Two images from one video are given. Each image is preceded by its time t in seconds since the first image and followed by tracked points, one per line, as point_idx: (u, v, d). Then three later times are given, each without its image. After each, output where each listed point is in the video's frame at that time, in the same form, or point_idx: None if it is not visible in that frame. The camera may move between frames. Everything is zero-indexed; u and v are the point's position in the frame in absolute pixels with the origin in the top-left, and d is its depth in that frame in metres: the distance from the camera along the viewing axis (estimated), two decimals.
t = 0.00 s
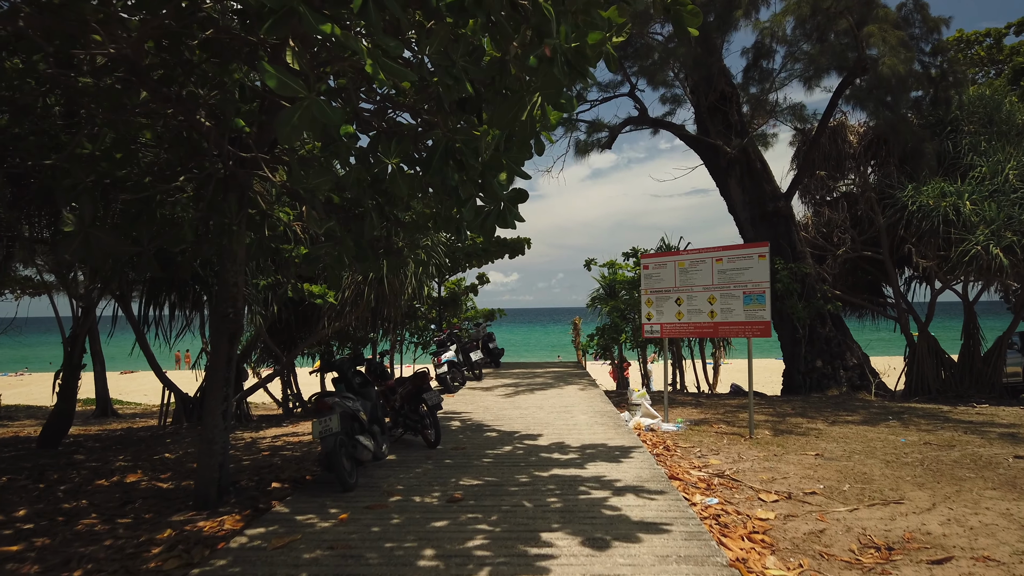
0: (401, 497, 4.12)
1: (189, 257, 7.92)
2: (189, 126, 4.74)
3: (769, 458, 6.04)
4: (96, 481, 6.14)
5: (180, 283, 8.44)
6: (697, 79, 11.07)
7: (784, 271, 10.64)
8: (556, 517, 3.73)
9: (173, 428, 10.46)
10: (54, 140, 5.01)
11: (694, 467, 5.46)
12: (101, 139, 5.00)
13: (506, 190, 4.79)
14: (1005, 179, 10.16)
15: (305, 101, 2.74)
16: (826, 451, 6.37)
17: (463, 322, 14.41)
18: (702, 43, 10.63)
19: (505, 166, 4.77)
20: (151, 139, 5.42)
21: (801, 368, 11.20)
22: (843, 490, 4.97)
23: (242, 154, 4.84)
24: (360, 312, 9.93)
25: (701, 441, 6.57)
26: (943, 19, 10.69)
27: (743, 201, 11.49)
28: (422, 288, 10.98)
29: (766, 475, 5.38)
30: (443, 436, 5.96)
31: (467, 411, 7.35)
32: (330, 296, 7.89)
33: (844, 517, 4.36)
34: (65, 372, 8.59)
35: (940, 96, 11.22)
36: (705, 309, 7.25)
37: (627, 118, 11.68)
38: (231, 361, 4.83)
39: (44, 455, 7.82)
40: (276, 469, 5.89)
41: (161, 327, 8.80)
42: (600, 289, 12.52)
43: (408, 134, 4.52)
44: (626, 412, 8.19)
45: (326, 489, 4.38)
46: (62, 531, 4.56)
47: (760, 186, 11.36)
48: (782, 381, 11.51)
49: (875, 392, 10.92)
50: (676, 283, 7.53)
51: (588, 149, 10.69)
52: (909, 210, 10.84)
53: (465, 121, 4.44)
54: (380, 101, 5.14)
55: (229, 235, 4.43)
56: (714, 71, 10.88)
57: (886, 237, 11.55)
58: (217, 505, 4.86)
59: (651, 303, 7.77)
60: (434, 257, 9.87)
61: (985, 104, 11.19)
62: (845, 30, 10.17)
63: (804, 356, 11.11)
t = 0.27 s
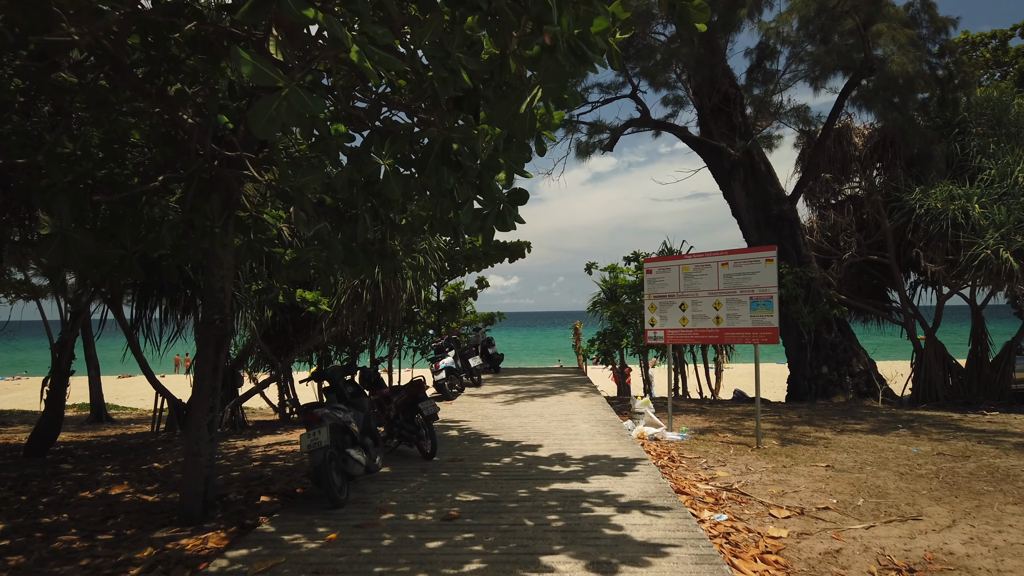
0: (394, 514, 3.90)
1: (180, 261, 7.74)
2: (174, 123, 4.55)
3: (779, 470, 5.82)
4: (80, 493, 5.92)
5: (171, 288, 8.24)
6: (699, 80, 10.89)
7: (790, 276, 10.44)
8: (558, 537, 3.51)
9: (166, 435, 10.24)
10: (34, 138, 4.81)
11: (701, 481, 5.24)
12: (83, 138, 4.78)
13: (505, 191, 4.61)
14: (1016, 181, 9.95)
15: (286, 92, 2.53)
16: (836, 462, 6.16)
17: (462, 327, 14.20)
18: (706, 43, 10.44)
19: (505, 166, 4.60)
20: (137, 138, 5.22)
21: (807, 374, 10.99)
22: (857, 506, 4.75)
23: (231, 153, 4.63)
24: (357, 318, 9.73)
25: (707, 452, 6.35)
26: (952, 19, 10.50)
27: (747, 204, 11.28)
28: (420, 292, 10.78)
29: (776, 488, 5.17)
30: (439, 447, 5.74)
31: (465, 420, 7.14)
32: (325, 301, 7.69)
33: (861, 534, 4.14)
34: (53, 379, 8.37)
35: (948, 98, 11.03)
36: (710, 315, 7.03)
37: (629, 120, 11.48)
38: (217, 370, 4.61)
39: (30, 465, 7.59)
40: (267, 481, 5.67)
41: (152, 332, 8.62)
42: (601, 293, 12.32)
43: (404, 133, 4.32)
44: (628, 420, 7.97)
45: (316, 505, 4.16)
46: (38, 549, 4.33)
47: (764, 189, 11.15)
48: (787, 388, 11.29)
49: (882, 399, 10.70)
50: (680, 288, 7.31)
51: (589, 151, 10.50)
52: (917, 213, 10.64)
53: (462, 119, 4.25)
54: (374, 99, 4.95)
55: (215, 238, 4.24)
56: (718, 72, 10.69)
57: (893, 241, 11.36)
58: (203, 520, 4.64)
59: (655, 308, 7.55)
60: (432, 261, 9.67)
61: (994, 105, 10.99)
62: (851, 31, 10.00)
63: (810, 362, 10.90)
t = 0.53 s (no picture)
0: (386, 527, 3.67)
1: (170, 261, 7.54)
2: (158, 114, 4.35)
3: (788, 477, 5.60)
4: (61, 502, 5.68)
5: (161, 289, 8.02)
6: (702, 78, 10.68)
7: (795, 278, 10.22)
8: (559, 552, 3.28)
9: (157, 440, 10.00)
10: (12, 131, 4.60)
11: (708, 489, 5.01)
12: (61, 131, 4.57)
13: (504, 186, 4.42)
14: None
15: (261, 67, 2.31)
16: (847, 469, 5.93)
17: (461, 330, 13.98)
18: (710, 40, 10.24)
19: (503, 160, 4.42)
20: (120, 131, 5.01)
21: (812, 378, 10.76)
22: (873, 516, 4.52)
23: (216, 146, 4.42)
24: (353, 320, 9.51)
25: (713, 459, 6.12)
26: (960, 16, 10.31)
27: (751, 205, 11.06)
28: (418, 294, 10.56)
29: (786, 498, 4.94)
30: (435, 454, 5.51)
31: (463, 425, 6.91)
32: (319, 303, 7.48)
33: (879, 548, 3.91)
34: (40, 382, 8.13)
35: (955, 96, 10.83)
36: (716, 317, 6.82)
37: (631, 119, 11.28)
38: (201, 373, 4.39)
39: (14, 471, 7.36)
40: (255, 490, 5.44)
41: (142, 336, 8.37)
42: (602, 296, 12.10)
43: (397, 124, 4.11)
44: (631, 425, 7.74)
45: (303, 516, 3.94)
46: (9, 562, 4.10)
47: (769, 189, 10.93)
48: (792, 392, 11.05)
49: (890, 404, 10.47)
50: (684, 289, 7.10)
51: (591, 151, 10.29)
52: (924, 214, 10.44)
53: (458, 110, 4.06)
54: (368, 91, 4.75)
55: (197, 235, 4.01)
56: (721, 70, 10.49)
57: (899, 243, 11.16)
58: (185, 532, 4.41)
59: (658, 310, 7.33)
60: (430, 262, 9.46)
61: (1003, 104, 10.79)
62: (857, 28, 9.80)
63: (816, 366, 10.67)
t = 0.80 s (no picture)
0: (380, 546, 3.46)
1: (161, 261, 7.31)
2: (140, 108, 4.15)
3: (801, 489, 5.38)
4: (45, 513, 5.47)
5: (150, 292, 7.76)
6: (708, 76, 10.47)
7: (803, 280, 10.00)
8: None
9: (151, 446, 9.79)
10: None
11: (719, 502, 4.80)
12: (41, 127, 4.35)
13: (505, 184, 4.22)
14: None
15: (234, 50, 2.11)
16: (862, 480, 5.71)
17: (461, 333, 13.77)
18: (715, 37, 10.03)
19: (504, 157, 4.22)
20: (105, 128, 4.79)
21: (820, 382, 10.56)
22: (892, 532, 4.31)
23: (202, 143, 4.20)
24: (351, 323, 9.31)
25: (723, 469, 5.90)
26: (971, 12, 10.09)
27: (758, 206, 10.83)
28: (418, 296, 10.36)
29: (801, 511, 4.73)
30: (434, 464, 5.30)
31: (463, 432, 6.70)
32: (315, 306, 7.27)
33: (903, 567, 3.70)
34: (30, 386, 7.92)
35: (966, 95, 10.61)
36: (724, 321, 6.61)
37: (635, 118, 11.07)
38: (186, 380, 4.18)
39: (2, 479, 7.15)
40: (247, 501, 5.24)
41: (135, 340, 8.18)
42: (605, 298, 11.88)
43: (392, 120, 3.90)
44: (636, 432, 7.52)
45: (293, 534, 3.73)
46: None
47: (776, 189, 10.72)
48: (800, 396, 10.84)
49: (900, 409, 10.25)
50: (691, 292, 6.88)
51: (594, 150, 10.09)
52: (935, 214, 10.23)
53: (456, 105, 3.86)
54: (363, 86, 4.55)
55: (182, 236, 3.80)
56: (728, 68, 10.27)
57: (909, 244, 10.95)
58: (171, 548, 4.19)
59: (664, 313, 7.12)
60: (430, 263, 9.24)
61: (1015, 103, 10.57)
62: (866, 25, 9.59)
63: (824, 370, 10.46)
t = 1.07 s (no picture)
0: (375, 558, 3.26)
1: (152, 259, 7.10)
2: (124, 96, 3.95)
3: (817, 495, 5.15)
4: (32, 519, 5.28)
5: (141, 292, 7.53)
6: (716, 71, 10.25)
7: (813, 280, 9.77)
8: None
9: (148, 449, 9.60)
10: None
11: (732, 510, 4.58)
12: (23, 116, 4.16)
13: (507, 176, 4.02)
14: None
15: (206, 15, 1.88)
16: (880, 486, 5.48)
17: (464, 334, 13.57)
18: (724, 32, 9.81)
19: (507, 148, 4.03)
20: (91, 119, 4.60)
21: (830, 384, 10.34)
22: (917, 542, 4.08)
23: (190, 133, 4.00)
24: (351, 324, 9.12)
25: (735, 475, 5.67)
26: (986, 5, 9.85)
27: (767, 204, 10.61)
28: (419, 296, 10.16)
29: (819, 519, 4.50)
30: (434, 469, 5.09)
31: (465, 436, 6.49)
32: (313, 305, 7.07)
33: None
34: (23, 387, 7.74)
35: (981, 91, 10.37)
36: (735, 321, 6.38)
37: (642, 115, 10.85)
38: (173, 382, 3.98)
39: None
40: (240, 507, 5.03)
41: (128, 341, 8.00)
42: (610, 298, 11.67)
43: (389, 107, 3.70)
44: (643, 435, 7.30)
45: (284, 544, 3.53)
46: None
47: (785, 187, 10.49)
48: (810, 399, 10.61)
49: (912, 411, 10.01)
50: (701, 290, 6.66)
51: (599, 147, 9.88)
52: (949, 212, 9.99)
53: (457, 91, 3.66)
54: (360, 74, 4.35)
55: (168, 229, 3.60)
56: (736, 63, 10.05)
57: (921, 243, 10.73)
58: (157, 558, 3.98)
59: (673, 313, 6.90)
60: (431, 262, 9.03)
61: None
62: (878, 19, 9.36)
63: (835, 372, 10.24)
